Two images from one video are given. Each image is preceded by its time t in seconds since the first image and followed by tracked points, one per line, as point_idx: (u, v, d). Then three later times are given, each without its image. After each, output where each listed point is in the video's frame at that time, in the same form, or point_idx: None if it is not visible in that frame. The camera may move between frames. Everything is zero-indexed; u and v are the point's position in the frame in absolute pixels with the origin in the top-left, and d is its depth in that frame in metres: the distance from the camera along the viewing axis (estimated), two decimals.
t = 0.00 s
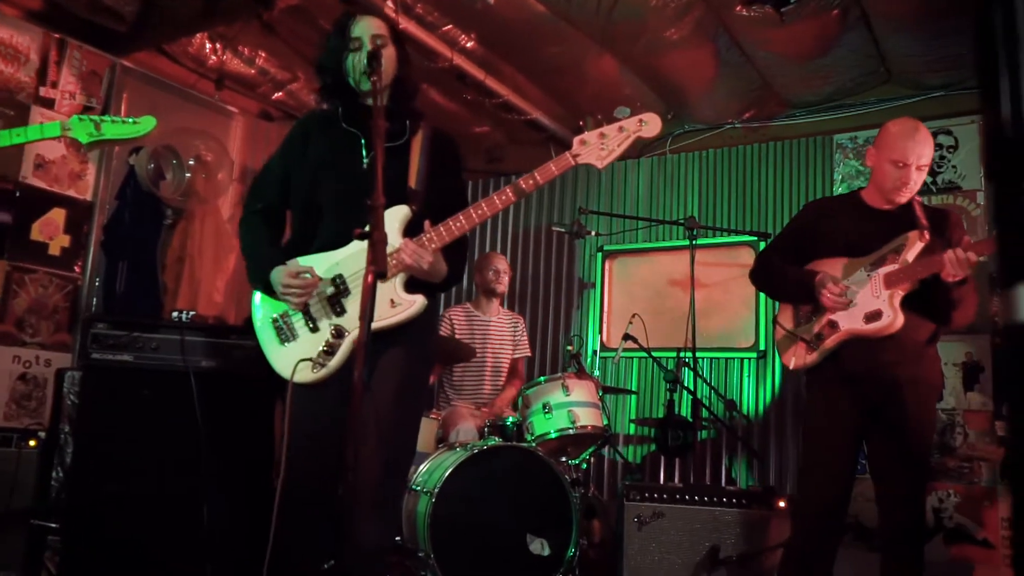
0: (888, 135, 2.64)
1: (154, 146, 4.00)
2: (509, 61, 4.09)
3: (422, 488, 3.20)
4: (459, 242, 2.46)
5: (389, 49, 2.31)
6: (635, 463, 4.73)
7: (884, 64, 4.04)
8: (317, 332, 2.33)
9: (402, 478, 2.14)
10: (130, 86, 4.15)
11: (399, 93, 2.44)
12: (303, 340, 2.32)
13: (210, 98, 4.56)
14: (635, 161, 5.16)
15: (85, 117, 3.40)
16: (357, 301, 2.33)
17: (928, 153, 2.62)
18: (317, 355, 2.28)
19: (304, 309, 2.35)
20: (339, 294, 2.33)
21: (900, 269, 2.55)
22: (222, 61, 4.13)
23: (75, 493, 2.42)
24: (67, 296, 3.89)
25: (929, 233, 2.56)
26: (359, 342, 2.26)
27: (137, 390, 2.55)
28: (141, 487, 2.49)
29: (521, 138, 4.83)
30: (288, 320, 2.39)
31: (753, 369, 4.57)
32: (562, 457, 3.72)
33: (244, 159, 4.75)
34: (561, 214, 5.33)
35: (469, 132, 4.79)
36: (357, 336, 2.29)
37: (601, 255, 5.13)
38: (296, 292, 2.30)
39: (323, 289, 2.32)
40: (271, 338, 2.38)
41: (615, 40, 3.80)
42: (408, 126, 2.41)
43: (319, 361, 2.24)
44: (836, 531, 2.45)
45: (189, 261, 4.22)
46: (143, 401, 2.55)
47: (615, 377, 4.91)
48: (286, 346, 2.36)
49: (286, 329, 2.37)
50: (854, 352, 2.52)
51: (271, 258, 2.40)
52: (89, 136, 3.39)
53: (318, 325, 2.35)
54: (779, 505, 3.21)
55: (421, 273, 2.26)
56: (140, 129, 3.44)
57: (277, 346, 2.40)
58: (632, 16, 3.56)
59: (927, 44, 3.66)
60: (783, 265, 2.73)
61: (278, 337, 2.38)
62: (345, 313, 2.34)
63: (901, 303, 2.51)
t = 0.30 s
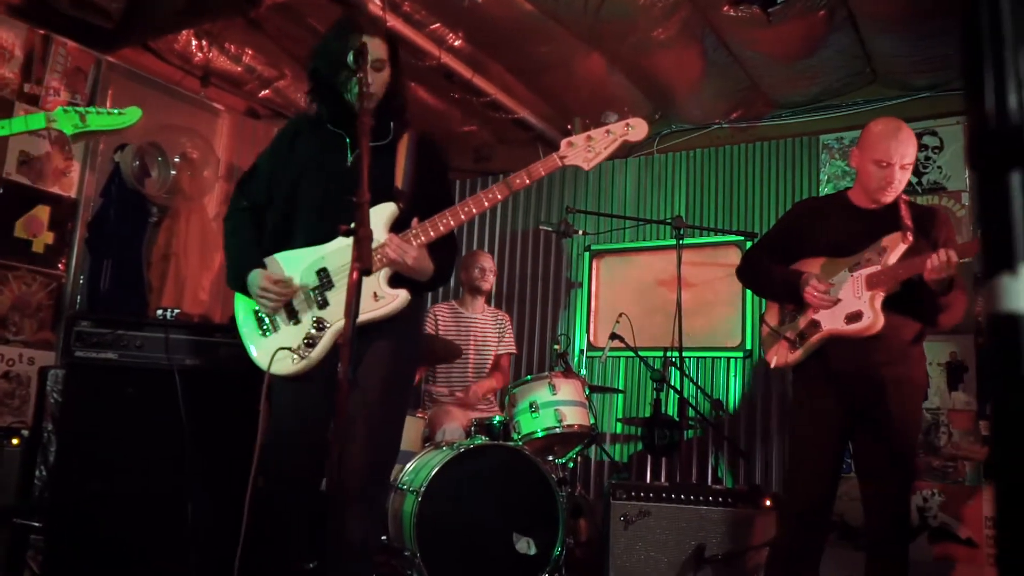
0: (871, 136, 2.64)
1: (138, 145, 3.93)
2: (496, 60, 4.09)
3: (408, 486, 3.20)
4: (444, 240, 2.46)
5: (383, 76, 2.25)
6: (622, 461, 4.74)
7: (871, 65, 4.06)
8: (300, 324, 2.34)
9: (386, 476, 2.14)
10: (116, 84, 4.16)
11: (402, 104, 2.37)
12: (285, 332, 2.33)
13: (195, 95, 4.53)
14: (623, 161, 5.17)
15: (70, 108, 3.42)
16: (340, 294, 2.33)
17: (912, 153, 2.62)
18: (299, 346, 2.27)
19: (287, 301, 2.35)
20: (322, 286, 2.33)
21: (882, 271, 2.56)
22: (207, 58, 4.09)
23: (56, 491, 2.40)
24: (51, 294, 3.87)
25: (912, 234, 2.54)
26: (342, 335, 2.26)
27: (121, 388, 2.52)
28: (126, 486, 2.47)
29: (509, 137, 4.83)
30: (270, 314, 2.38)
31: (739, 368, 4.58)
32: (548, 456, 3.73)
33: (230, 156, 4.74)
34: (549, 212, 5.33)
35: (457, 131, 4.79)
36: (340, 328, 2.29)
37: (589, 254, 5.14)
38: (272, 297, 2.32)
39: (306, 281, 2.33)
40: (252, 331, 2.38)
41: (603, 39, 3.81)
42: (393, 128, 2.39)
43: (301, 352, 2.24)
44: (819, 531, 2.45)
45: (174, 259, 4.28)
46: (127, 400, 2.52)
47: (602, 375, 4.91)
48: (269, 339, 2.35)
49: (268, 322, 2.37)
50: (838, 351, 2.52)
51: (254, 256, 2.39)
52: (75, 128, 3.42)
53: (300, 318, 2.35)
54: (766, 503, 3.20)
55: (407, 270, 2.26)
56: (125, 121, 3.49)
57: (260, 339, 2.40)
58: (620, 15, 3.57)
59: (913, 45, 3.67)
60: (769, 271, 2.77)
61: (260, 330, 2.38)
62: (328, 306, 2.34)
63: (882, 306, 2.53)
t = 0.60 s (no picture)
0: (862, 136, 2.65)
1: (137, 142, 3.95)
2: (493, 60, 4.10)
3: (406, 486, 3.19)
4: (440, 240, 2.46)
5: (403, 94, 2.32)
6: (620, 463, 4.74)
7: (867, 65, 4.07)
8: (296, 324, 2.28)
9: (382, 475, 2.13)
10: (112, 83, 4.15)
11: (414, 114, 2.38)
12: (281, 332, 2.27)
13: (193, 94, 4.54)
14: (620, 161, 5.17)
15: (71, 110, 3.41)
16: (337, 293, 2.29)
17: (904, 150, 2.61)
18: (295, 346, 2.22)
19: (282, 300, 2.30)
20: (318, 286, 2.30)
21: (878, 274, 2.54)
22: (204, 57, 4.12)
23: (54, 491, 2.31)
24: (47, 293, 3.87)
25: (908, 237, 2.54)
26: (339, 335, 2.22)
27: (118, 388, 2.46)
28: (123, 487, 2.40)
29: (506, 137, 4.84)
30: (265, 312, 2.32)
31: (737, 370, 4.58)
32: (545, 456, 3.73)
33: (227, 156, 4.74)
34: (547, 213, 5.33)
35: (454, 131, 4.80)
36: (336, 328, 2.25)
37: (587, 254, 5.14)
38: (257, 288, 2.27)
39: (302, 280, 2.30)
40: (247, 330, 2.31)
41: (599, 40, 3.81)
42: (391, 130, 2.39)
43: (297, 352, 2.19)
44: (817, 531, 2.44)
45: (169, 260, 4.27)
46: (124, 401, 2.46)
47: (600, 376, 4.90)
48: (263, 339, 2.29)
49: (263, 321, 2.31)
50: (835, 350, 2.52)
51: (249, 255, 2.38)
52: (75, 130, 3.40)
53: (296, 317, 2.29)
54: (764, 504, 3.17)
55: (403, 267, 2.23)
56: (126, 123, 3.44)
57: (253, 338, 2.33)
58: (617, 15, 3.57)
59: (909, 46, 3.68)
60: (767, 270, 2.76)
61: (255, 329, 2.31)
62: (325, 305, 2.29)
63: (876, 308, 2.52)
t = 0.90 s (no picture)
0: (882, 135, 2.63)
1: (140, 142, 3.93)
2: (496, 61, 4.10)
3: (410, 487, 3.18)
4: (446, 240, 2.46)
5: (420, 108, 2.34)
6: (623, 464, 4.73)
7: (870, 65, 4.07)
8: (296, 321, 2.27)
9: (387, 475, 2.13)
10: (115, 84, 4.14)
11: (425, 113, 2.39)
12: (281, 328, 2.27)
13: (195, 95, 4.54)
14: (623, 162, 5.17)
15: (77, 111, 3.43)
16: (339, 290, 2.28)
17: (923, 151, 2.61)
18: (293, 343, 2.22)
19: (282, 298, 2.30)
20: (319, 283, 2.28)
21: (879, 274, 2.53)
22: (207, 58, 4.13)
23: (57, 492, 2.32)
24: (50, 295, 3.87)
25: (907, 234, 2.55)
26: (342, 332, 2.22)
27: (121, 389, 2.45)
28: (127, 488, 2.39)
29: (508, 138, 4.84)
30: (265, 308, 2.32)
31: (739, 370, 4.58)
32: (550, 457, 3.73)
33: (230, 157, 4.74)
34: (549, 214, 5.34)
35: (457, 131, 4.80)
36: (338, 326, 2.24)
37: (590, 255, 5.14)
38: (266, 284, 2.26)
39: (304, 278, 2.29)
40: (248, 327, 2.31)
41: (603, 41, 3.82)
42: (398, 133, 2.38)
43: (295, 349, 2.19)
44: (823, 531, 2.44)
45: (172, 261, 4.30)
46: (128, 401, 2.45)
47: (604, 377, 4.90)
48: (262, 335, 2.29)
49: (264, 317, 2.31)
50: (840, 350, 2.52)
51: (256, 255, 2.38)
52: (81, 132, 3.42)
53: (296, 314, 2.28)
54: (767, 505, 3.16)
55: (420, 260, 2.23)
56: (133, 125, 3.47)
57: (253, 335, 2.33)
58: (620, 17, 3.58)
59: (913, 47, 3.68)
60: (773, 272, 2.76)
61: (254, 324, 2.31)
62: (326, 302, 2.28)
63: (880, 308, 2.51)
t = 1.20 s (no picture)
0: (875, 137, 2.65)
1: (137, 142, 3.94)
2: (494, 61, 4.11)
3: (410, 488, 3.17)
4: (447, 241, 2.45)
5: (435, 129, 2.34)
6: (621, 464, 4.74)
7: (866, 65, 4.09)
8: (293, 313, 2.23)
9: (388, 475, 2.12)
10: (111, 84, 4.14)
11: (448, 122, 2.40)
12: (278, 321, 2.22)
13: (193, 95, 4.53)
14: (621, 162, 5.17)
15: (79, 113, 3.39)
16: (334, 281, 2.24)
17: (918, 151, 2.59)
18: (292, 334, 2.19)
19: (277, 293, 2.26)
20: (313, 275, 2.25)
21: (884, 276, 2.53)
22: (204, 57, 4.14)
23: (54, 494, 2.27)
24: (47, 295, 3.85)
25: (914, 239, 2.52)
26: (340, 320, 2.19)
27: (119, 389, 2.42)
28: (126, 489, 2.36)
29: (507, 138, 4.84)
30: (259, 303, 2.26)
31: (737, 369, 4.59)
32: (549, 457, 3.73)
33: (228, 158, 4.73)
34: (547, 214, 5.34)
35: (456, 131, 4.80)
36: (336, 314, 2.21)
37: (588, 255, 5.14)
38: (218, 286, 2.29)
39: (298, 272, 2.26)
40: (243, 322, 2.24)
41: (601, 41, 3.83)
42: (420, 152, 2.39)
43: (294, 341, 2.16)
44: (824, 531, 2.45)
45: (170, 261, 4.30)
46: (125, 401, 2.42)
47: (602, 377, 4.91)
48: (258, 330, 2.23)
49: (259, 312, 2.25)
50: (841, 350, 2.53)
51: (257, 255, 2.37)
52: (83, 134, 3.39)
53: (292, 307, 2.24)
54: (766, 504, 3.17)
55: (410, 241, 2.20)
56: (133, 128, 3.44)
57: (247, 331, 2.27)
58: (618, 17, 3.59)
59: (910, 47, 3.70)
60: (775, 274, 2.77)
61: (251, 321, 2.25)
62: (321, 293, 2.24)
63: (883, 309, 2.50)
